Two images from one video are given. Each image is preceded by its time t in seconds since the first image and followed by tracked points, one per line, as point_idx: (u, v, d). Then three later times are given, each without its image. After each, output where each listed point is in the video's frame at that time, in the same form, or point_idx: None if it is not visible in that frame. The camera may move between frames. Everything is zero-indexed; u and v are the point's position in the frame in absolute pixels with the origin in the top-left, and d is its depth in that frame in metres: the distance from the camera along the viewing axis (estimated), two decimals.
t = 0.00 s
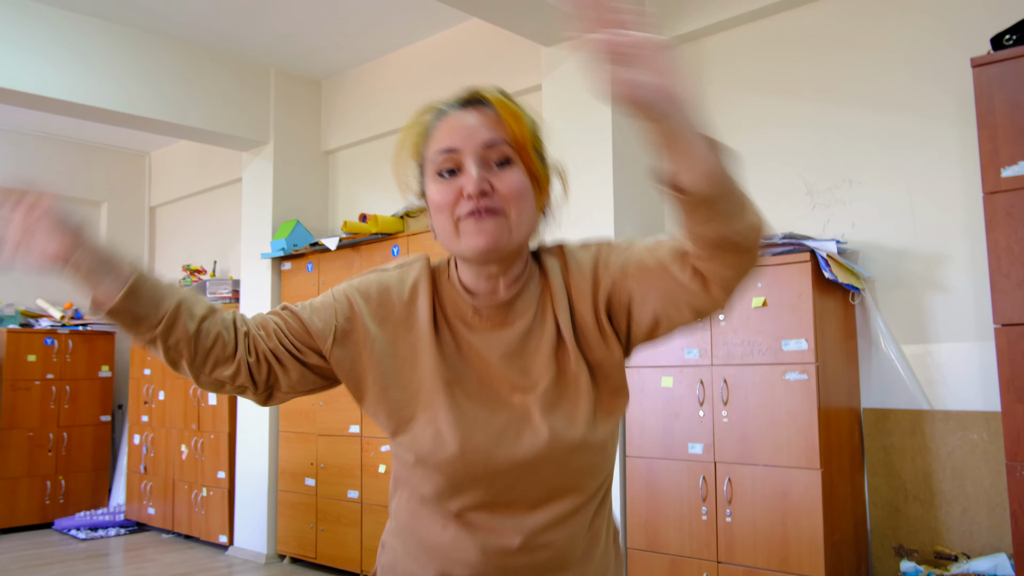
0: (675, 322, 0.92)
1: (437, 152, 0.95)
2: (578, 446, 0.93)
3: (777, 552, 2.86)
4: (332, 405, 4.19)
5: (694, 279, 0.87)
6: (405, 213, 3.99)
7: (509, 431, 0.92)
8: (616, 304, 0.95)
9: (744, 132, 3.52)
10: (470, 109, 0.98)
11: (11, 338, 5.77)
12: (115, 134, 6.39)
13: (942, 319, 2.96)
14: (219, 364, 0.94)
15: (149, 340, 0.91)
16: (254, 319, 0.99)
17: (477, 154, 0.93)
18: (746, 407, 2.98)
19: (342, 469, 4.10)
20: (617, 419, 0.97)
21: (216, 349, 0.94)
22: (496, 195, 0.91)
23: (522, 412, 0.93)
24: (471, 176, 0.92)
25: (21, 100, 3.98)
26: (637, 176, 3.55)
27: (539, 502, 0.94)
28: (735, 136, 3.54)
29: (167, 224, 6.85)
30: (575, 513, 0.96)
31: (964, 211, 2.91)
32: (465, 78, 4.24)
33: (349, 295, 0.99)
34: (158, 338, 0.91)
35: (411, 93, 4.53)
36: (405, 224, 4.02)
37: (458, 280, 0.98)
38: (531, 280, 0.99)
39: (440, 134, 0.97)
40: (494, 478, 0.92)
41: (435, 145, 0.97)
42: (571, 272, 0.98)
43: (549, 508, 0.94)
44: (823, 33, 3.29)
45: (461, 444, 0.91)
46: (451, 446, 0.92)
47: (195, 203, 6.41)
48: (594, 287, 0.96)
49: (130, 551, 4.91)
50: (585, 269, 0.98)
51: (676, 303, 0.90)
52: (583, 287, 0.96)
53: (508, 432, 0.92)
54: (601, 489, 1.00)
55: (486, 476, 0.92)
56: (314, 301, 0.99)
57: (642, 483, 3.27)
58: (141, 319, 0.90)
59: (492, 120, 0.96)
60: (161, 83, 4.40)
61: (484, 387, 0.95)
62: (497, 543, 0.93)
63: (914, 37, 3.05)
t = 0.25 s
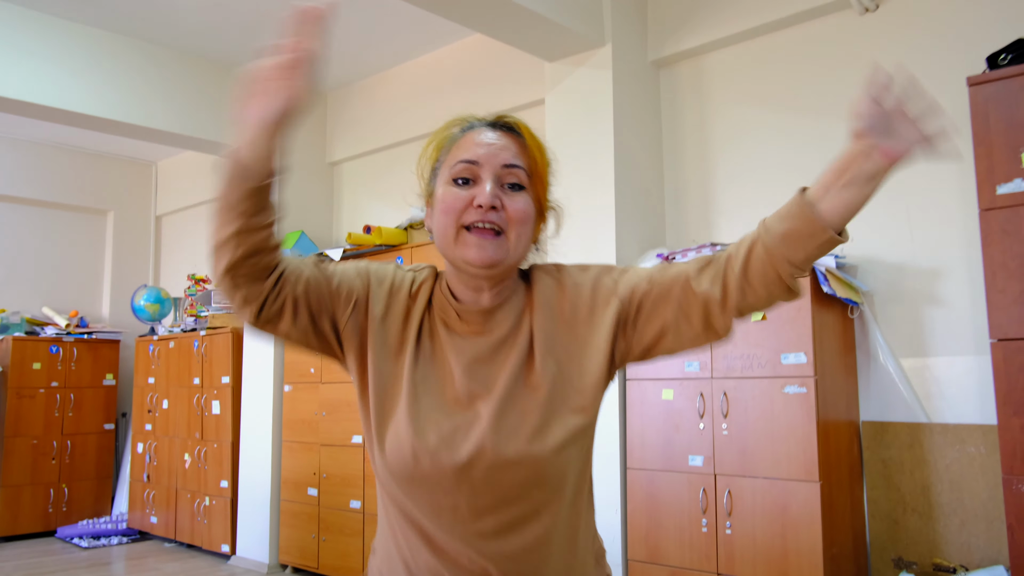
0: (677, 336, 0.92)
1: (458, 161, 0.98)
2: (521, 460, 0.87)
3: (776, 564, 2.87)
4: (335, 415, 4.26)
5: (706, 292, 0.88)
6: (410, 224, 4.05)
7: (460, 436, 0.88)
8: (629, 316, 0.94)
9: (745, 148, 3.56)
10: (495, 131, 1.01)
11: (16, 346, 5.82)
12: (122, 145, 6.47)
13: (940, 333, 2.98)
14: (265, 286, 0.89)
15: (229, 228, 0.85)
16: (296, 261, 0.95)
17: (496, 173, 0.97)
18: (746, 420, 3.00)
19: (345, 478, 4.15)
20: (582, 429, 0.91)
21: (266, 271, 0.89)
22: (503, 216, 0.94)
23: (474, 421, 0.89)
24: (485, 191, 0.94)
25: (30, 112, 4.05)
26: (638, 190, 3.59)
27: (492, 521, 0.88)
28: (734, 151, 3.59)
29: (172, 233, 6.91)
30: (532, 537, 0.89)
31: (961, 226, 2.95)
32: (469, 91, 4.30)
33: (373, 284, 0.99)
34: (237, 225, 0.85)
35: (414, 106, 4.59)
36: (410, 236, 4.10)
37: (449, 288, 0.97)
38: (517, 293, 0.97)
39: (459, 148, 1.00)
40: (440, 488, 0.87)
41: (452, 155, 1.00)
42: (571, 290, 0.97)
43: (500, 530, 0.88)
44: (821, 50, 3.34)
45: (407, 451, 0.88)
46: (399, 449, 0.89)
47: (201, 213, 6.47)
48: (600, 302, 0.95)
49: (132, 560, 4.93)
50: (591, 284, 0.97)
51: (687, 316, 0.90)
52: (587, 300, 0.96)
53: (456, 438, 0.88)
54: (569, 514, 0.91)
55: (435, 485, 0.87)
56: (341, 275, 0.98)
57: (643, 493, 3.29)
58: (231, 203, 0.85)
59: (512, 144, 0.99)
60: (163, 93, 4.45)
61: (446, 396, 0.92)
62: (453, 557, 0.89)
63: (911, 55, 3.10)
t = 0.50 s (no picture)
0: (649, 342, 0.99)
1: (444, 202, 1.00)
2: (506, 449, 0.91)
3: None
4: (335, 430, 4.30)
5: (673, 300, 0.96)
6: (411, 240, 4.10)
7: (454, 427, 0.94)
8: (607, 326, 1.01)
9: (743, 164, 3.59)
10: (479, 168, 1.01)
11: (18, 361, 5.83)
12: (125, 161, 6.52)
13: (938, 349, 2.99)
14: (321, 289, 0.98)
15: (314, 234, 0.94)
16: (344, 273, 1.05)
17: (482, 216, 0.99)
18: (745, 435, 3.01)
19: (346, 494, 4.18)
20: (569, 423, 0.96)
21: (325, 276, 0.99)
22: (493, 255, 0.99)
23: (466, 415, 0.95)
24: (475, 236, 0.98)
25: (35, 129, 4.10)
26: (637, 207, 3.62)
27: (485, 507, 0.92)
28: (732, 168, 3.62)
29: (174, 248, 6.95)
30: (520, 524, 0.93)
31: (958, 242, 2.97)
32: (470, 108, 4.35)
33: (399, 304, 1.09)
34: (322, 234, 0.93)
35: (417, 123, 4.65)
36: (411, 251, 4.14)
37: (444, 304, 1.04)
38: (502, 313, 1.04)
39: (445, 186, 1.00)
40: (436, 475, 0.92)
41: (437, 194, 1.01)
42: (553, 307, 1.04)
43: (492, 516, 0.92)
44: (818, 68, 3.38)
45: (404, 439, 0.93)
46: (397, 440, 0.94)
47: (203, 228, 6.51)
48: (579, 313, 1.02)
49: None
50: (570, 299, 1.05)
51: (655, 316, 0.97)
52: (567, 313, 1.03)
53: (449, 429, 0.94)
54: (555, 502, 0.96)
55: (430, 472, 0.92)
56: (373, 291, 1.08)
57: (643, 509, 3.29)
58: (326, 212, 0.93)
59: (497, 184, 1.00)
60: (165, 110, 4.49)
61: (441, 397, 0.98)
62: (448, 543, 0.93)
63: (907, 73, 3.13)
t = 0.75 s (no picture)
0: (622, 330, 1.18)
1: (446, 244, 1.17)
2: (513, 416, 1.08)
3: None
4: (335, 443, 4.31)
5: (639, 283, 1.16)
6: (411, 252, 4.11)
7: (466, 404, 1.11)
8: (586, 324, 1.21)
9: (743, 177, 3.61)
10: (471, 209, 1.18)
11: (17, 374, 5.82)
12: (126, 173, 6.53)
13: (938, 361, 2.99)
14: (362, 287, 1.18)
15: (363, 233, 1.14)
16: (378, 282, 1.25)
17: (479, 253, 1.16)
18: (746, 448, 3.01)
19: (346, 507, 4.18)
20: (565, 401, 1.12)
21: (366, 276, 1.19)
22: (492, 282, 1.17)
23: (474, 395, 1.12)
24: (476, 270, 1.16)
25: (37, 143, 4.12)
26: (637, 219, 3.63)
27: (494, 472, 1.07)
28: (731, 181, 3.64)
29: (174, 261, 6.96)
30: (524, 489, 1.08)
31: (957, 254, 2.98)
32: (470, 121, 4.37)
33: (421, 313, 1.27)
34: (370, 234, 1.14)
35: (417, 136, 4.67)
36: (411, 263, 4.16)
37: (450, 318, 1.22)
38: (502, 322, 1.23)
39: (445, 229, 1.18)
40: (452, 443, 1.09)
41: (440, 238, 1.18)
42: (540, 312, 1.25)
43: (500, 480, 1.07)
44: (817, 81, 3.40)
45: (425, 413, 1.10)
46: (418, 415, 1.11)
47: (203, 241, 6.52)
48: (561, 311, 1.22)
49: None
50: (553, 305, 1.25)
51: (625, 303, 1.17)
52: (551, 315, 1.23)
53: (462, 406, 1.11)
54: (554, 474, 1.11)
55: (447, 440, 1.09)
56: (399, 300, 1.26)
57: (644, 523, 3.27)
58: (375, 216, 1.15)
59: (487, 221, 1.17)
60: (165, 124, 4.51)
61: (450, 381, 1.15)
62: (461, 506, 1.07)
63: (905, 85, 3.15)
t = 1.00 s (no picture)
0: (609, 346, 1.14)
1: (455, 256, 1.22)
2: (517, 444, 1.07)
3: None
4: (336, 450, 4.30)
5: (607, 294, 1.12)
6: (412, 258, 4.11)
7: (468, 429, 1.11)
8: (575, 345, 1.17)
9: (744, 183, 3.60)
10: (475, 225, 1.24)
11: (19, 382, 5.82)
12: (127, 180, 6.54)
13: (941, 367, 2.98)
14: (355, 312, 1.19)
15: (324, 258, 1.18)
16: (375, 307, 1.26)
17: (485, 260, 1.20)
18: (749, 454, 2.99)
19: (347, 514, 4.17)
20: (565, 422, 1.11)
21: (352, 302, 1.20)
22: (498, 288, 1.19)
23: (479, 419, 1.11)
24: (483, 273, 1.18)
25: (39, 151, 4.13)
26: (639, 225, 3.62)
27: (495, 494, 1.08)
28: (733, 187, 3.63)
29: (175, 267, 6.96)
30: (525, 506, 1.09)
31: (960, 260, 2.97)
32: (471, 127, 4.37)
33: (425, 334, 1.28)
34: (338, 258, 1.19)
35: (419, 142, 4.67)
36: (412, 269, 4.15)
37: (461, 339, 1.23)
38: (507, 342, 1.21)
39: (454, 245, 1.23)
40: (454, 467, 1.09)
41: (450, 252, 1.23)
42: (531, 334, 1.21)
43: (501, 500, 1.08)
44: (819, 87, 3.39)
45: (432, 439, 1.10)
46: (424, 440, 1.11)
47: (204, 247, 6.52)
48: (550, 333, 1.19)
49: None
50: (544, 326, 1.22)
51: (601, 317, 1.12)
52: (542, 336, 1.20)
53: (464, 431, 1.10)
54: (554, 487, 1.11)
55: (450, 465, 1.09)
56: (402, 322, 1.27)
57: (646, 530, 3.26)
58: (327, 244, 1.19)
59: (489, 232, 1.22)
60: (166, 131, 4.51)
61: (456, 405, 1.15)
62: (464, 524, 1.09)
63: (907, 91, 3.15)
